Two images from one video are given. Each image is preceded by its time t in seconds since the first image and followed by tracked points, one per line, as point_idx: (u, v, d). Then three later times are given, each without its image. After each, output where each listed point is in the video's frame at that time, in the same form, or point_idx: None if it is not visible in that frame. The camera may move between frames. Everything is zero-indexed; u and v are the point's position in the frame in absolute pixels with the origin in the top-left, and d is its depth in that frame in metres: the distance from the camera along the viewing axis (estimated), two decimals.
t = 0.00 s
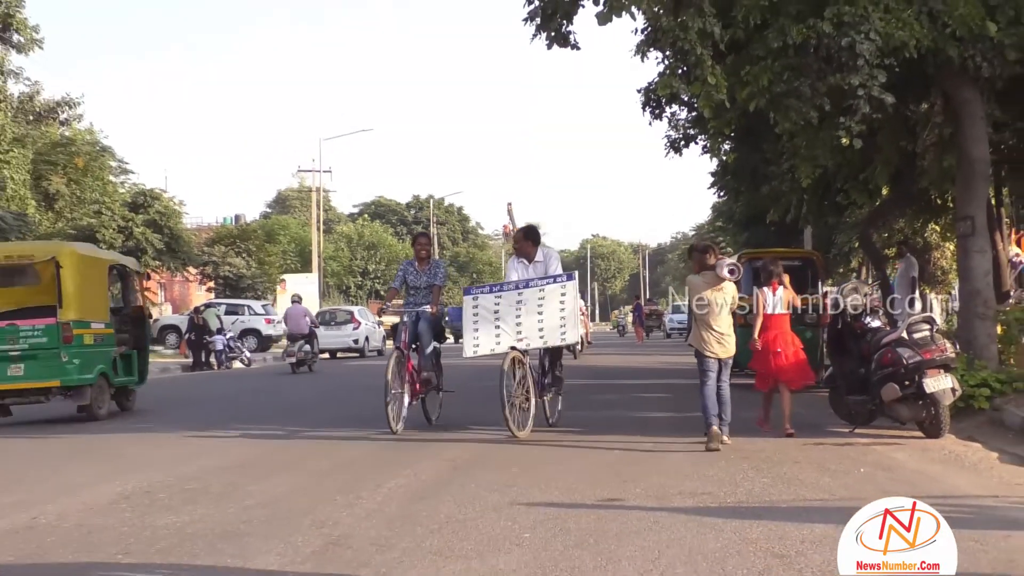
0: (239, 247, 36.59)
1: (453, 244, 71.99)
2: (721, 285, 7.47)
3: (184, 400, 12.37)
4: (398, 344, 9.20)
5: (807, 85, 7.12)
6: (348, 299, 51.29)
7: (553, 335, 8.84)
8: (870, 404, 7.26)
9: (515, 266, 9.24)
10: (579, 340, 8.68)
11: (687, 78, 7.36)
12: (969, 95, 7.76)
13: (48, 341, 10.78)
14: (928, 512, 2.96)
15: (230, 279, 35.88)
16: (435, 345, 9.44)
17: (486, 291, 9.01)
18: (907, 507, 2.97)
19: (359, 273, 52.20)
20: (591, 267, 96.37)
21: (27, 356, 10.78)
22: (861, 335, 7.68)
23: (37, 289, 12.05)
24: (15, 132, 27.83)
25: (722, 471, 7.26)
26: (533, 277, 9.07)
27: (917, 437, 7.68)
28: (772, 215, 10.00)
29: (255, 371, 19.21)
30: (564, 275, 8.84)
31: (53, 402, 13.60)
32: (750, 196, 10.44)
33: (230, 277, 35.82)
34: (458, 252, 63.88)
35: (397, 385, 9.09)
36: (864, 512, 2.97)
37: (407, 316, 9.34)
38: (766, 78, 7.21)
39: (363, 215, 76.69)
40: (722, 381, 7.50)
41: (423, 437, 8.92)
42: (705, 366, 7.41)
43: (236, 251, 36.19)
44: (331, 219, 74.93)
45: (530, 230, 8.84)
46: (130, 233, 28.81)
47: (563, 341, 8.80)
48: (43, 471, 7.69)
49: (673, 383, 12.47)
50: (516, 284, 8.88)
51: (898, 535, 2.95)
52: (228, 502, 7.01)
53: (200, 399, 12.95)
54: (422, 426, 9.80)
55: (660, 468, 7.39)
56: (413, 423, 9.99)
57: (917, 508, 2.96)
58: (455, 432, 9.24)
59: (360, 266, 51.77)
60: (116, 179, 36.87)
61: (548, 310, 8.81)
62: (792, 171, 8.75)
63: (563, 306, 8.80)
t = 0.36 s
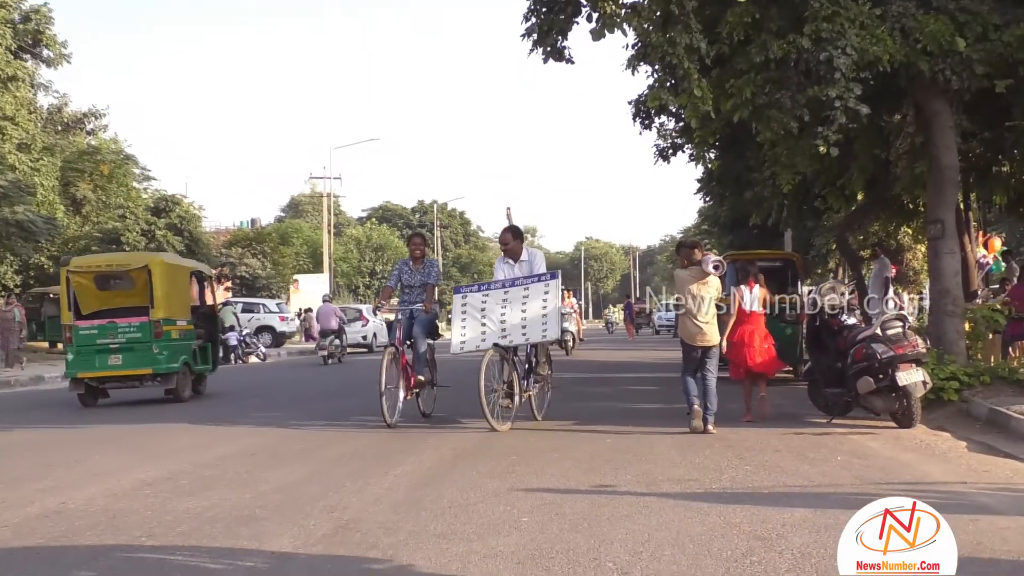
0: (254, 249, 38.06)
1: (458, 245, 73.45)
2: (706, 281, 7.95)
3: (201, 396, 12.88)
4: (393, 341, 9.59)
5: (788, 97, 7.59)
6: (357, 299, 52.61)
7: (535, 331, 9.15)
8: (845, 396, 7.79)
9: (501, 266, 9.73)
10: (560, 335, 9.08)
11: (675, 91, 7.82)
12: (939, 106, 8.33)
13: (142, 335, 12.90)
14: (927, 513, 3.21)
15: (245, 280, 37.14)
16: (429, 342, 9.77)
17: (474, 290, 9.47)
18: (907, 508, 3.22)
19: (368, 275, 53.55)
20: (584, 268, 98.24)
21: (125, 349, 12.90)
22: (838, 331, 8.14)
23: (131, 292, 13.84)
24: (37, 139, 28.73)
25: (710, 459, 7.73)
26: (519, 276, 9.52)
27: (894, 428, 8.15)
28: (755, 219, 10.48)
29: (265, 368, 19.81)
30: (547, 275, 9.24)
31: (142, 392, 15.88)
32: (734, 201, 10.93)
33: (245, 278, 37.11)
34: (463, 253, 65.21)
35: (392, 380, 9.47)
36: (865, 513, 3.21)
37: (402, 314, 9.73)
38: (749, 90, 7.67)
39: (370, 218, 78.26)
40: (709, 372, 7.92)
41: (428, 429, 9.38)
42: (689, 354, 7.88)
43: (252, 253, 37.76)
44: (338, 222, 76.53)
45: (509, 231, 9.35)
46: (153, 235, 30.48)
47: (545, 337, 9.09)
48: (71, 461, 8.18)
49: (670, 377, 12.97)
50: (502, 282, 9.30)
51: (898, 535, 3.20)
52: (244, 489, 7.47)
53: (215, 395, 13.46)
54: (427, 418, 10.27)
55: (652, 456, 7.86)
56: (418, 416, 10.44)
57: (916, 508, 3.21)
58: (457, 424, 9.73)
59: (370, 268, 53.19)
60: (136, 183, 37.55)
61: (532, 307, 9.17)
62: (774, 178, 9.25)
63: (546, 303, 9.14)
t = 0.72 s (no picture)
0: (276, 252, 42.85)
1: (462, 249, 75.43)
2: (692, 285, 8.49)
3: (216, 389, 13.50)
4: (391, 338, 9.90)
5: (770, 110, 8.15)
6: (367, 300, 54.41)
7: (520, 330, 9.67)
8: (822, 388, 8.36)
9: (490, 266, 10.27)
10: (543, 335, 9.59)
11: (665, 103, 8.40)
12: (910, 118, 8.86)
13: (218, 330, 14.86)
14: (925, 513, 3.34)
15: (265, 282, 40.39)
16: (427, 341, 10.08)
17: (465, 287, 10.00)
18: (906, 508, 3.34)
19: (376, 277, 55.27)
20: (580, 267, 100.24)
21: (203, 341, 14.87)
22: (816, 327, 8.70)
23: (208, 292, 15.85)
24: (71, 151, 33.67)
25: (699, 447, 8.30)
26: (506, 276, 10.03)
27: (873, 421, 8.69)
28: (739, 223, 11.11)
29: (276, 362, 20.58)
30: (535, 275, 9.73)
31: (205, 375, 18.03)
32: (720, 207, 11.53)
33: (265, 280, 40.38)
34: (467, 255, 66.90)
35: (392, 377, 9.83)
36: (863, 513, 3.36)
37: (400, 311, 10.02)
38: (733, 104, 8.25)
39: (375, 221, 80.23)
40: (694, 363, 8.46)
41: (435, 421, 9.94)
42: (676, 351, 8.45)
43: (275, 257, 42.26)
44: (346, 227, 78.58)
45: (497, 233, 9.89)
46: (177, 238, 35.80)
47: (529, 336, 9.60)
48: (100, 449, 8.75)
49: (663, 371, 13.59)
50: (492, 281, 9.88)
51: (896, 534, 3.34)
52: (263, 477, 8.00)
53: (229, 389, 14.09)
54: (434, 411, 10.82)
55: (645, 444, 8.43)
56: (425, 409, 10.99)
57: (916, 508, 3.34)
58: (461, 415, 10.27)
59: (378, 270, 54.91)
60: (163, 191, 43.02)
61: (519, 306, 9.70)
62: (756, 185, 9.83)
63: (532, 303, 9.68)
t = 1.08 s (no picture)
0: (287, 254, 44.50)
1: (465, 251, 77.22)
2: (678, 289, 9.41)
3: (232, 383, 14.14)
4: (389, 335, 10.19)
5: (751, 122, 8.77)
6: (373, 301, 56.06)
7: (509, 329, 10.21)
8: (800, 382, 8.98)
9: (483, 265, 10.75)
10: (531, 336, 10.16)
11: (653, 116, 9.02)
12: (882, 131, 9.52)
13: (276, 327, 17.08)
14: (926, 513, 3.66)
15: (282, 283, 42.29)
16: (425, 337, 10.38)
17: (456, 284, 10.48)
18: (907, 509, 3.66)
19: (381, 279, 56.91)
20: (573, 270, 102.52)
21: (263, 336, 17.05)
22: (795, 325, 9.31)
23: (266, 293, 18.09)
24: (100, 161, 36.46)
25: (687, 436, 8.89)
26: (497, 276, 10.55)
27: (852, 414, 9.25)
28: (724, 228, 11.75)
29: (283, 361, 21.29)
30: (526, 278, 10.26)
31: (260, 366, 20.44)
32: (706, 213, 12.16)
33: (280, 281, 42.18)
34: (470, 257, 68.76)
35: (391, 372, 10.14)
36: (864, 514, 3.69)
37: (397, 309, 10.31)
38: (718, 116, 8.85)
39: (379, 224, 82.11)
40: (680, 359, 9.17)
41: (440, 415, 10.51)
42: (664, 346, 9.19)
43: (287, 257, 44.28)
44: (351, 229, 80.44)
45: (494, 235, 10.24)
46: (199, 242, 37.09)
47: (517, 336, 10.16)
48: (126, 439, 9.34)
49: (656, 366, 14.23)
50: (483, 280, 10.38)
51: (897, 534, 3.67)
52: (277, 466, 8.56)
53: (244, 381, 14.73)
54: (438, 405, 11.39)
55: (636, 435, 9.01)
56: (430, 403, 11.56)
57: (916, 509, 3.66)
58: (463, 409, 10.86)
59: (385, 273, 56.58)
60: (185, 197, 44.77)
61: (509, 306, 10.23)
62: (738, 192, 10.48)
63: (521, 305, 10.23)
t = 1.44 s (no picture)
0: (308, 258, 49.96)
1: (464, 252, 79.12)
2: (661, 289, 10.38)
3: (243, 377, 14.83)
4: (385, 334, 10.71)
5: (734, 134, 9.46)
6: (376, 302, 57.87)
7: (501, 330, 10.59)
8: (779, 375, 9.63)
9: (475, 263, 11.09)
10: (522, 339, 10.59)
11: (641, 128, 9.73)
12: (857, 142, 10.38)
13: (321, 323, 20.15)
14: (926, 516, 4.18)
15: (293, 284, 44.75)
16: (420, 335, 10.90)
17: (451, 279, 10.62)
18: (908, 511, 4.17)
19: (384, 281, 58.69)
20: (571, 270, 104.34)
21: (311, 330, 20.17)
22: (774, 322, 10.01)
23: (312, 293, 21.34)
24: (127, 170, 39.29)
25: (672, 426, 9.54)
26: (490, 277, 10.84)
27: (827, 406, 9.91)
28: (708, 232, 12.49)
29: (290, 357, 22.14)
30: (519, 282, 10.56)
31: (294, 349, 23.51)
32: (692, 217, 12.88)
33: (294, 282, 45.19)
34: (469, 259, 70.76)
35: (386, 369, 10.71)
36: (866, 515, 4.17)
37: (392, 309, 10.80)
38: (702, 128, 9.54)
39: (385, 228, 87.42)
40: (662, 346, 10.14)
41: (441, 407, 11.16)
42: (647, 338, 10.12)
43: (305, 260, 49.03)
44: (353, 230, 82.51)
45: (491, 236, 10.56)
46: (221, 246, 41.23)
47: (509, 338, 10.59)
48: (146, 429, 9.96)
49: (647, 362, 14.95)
50: (478, 279, 10.60)
51: (898, 535, 4.17)
52: (289, 456, 9.14)
53: (254, 375, 15.46)
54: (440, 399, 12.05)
55: (626, 426, 9.64)
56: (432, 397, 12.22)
57: (915, 510, 4.18)
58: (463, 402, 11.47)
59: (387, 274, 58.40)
60: (205, 202, 47.88)
61: (503, 308, 10.57)
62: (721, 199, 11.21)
63: (514, 308, 10.60)
